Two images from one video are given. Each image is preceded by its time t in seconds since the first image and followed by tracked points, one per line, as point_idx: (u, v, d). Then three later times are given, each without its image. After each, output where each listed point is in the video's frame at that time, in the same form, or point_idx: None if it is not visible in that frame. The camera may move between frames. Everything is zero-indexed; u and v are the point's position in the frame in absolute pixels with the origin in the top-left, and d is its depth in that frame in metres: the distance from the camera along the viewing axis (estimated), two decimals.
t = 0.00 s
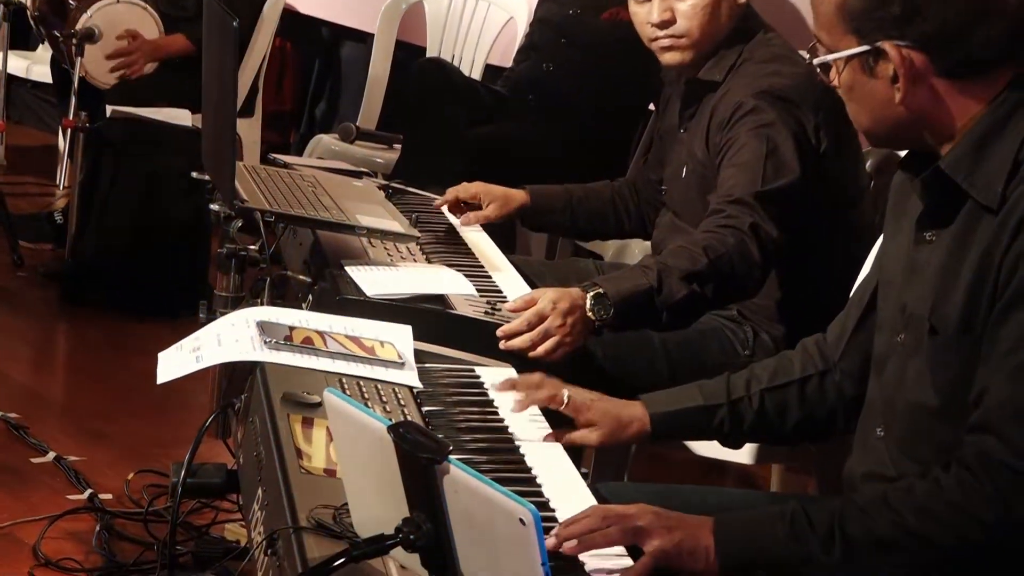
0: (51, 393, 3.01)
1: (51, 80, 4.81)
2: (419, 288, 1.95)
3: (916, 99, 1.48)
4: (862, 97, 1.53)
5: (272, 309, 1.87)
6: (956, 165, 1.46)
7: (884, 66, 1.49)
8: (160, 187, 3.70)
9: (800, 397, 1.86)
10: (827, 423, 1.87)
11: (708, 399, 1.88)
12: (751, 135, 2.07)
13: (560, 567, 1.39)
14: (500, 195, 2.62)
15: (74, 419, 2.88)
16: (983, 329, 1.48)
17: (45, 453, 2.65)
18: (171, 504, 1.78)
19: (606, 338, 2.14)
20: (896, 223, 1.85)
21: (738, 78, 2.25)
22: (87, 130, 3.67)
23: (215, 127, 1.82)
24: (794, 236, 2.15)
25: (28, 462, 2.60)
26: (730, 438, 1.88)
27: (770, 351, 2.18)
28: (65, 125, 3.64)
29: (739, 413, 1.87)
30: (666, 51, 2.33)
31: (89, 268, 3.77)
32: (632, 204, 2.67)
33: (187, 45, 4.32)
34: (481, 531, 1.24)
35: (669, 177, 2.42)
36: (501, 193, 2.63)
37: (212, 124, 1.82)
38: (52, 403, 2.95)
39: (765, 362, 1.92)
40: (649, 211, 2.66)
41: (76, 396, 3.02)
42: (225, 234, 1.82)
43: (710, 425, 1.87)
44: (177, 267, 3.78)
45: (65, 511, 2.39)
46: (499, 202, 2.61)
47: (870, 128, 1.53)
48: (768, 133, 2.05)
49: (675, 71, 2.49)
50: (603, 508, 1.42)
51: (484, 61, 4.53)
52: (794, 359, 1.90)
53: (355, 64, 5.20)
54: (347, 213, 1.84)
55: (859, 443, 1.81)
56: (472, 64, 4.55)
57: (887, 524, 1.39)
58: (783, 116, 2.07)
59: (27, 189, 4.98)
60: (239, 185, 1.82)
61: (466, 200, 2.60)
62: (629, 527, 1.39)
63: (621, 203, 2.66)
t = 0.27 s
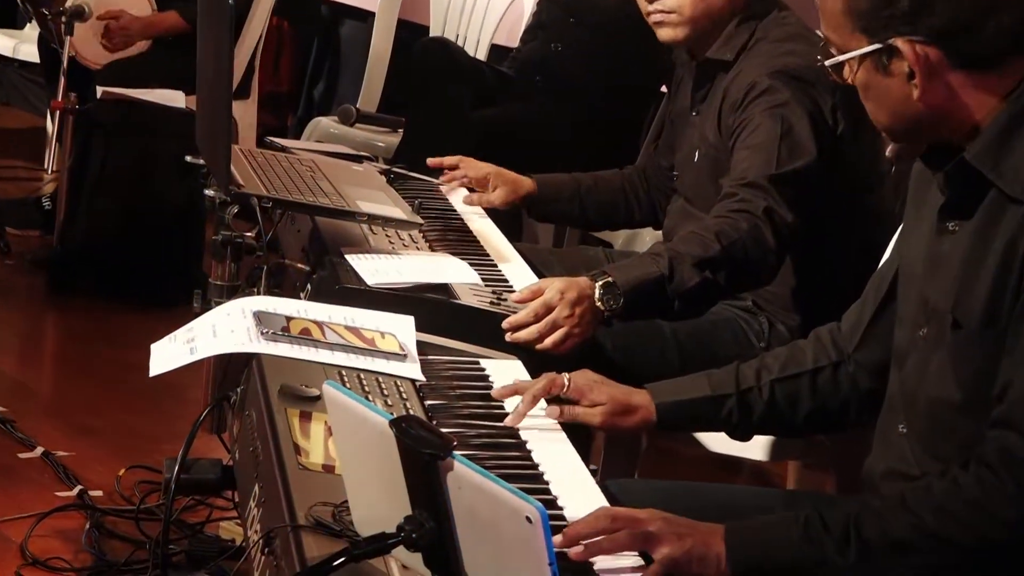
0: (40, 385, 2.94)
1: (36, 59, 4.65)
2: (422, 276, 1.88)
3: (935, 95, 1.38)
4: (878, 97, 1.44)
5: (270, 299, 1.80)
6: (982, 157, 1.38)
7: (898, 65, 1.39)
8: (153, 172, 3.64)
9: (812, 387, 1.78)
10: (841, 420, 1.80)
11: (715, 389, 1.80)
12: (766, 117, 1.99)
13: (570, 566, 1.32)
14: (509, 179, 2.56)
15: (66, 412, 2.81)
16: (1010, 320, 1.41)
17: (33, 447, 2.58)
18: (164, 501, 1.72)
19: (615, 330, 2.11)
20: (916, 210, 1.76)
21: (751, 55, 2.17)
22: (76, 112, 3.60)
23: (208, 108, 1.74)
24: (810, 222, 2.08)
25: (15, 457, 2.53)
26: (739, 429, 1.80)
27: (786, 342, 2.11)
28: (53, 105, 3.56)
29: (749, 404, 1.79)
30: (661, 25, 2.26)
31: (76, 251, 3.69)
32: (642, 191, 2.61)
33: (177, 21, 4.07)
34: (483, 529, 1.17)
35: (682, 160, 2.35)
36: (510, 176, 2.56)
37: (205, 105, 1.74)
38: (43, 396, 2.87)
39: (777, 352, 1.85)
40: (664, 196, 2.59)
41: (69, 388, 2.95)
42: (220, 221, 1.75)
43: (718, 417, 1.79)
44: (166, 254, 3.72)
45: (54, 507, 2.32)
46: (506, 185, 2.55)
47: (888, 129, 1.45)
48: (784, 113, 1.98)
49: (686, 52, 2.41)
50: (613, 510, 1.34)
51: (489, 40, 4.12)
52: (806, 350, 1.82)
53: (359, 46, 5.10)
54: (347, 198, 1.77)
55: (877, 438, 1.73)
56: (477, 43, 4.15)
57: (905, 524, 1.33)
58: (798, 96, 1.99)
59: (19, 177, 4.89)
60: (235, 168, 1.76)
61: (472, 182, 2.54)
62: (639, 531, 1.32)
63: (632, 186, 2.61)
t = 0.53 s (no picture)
0: (33, 382, 2.87)
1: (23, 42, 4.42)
2: (425, 271, 1.79)
3: (971, 68, 1.31)
4: (911, 65, 1.37)
5: (268, 294, 1.72)
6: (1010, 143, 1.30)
7: (937, 30, 1.33)
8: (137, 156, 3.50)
9: (833, 387, 1.70)
10: (864, 421, 1.72)
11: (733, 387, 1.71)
12: (785, 104, 1.91)
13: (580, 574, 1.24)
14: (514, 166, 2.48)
15: (62, 411, 2.75)
16: None
17: (20, 448, 2.51)
18: (157, 506, 1.64)
19: (629, 329, 2.05)
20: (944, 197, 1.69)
21: (770, 40, 2.08)
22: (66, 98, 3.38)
23: (203, 92, 1.67)
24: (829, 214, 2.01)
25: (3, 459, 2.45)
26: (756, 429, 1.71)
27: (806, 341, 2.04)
28: (42, 92, 3.33)
29: (767, 403, 1.71)
30: (669, 9, 2.21)
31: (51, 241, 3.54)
32: (656, 182, 2.52)
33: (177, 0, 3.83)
34: (491, 537, 1.09)
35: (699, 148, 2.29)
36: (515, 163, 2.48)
37: (200, 91, 1.67)
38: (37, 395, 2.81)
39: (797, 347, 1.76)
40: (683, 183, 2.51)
41: (68, 385, 2.89)
42: (217, 212, 1.67)
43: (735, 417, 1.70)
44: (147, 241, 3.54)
45: (41, 512, 2.26)
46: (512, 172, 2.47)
47: (918, 99, 1.38)
48: (804, 100, 1.90)
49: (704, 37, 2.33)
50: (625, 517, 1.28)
51: (496, 25, 3.99)
52: (827, 347, 1.74)
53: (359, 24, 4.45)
54: (348, 190, 1.70)
55: (902, 441, 1.65)
56: (483, 29, 4.02)
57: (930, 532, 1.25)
58: (820, 82, 1.91)
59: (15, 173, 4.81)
60: (232, 157, 1.69)
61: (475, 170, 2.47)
62: (653, 540, 1.25)
63: (643, 177, 2.52)
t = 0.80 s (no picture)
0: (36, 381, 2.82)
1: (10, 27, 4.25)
2: (426, 271, 1.72)
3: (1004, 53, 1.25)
4: (941, 48, 1.32)
5: (262, 293, 1.66)
6: None
7: (970, 11, 1.28)
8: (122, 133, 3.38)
9: (852, 393, 1.63)
10: (883, 428, 1.65)
11: (748, 395, 1.64)
12: (803, 101, 1.84)
13: None
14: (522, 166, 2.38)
15: (60, 412, 2.69)
16: None
17: (6, 455, 2.44)
18: (148, 515, 1.58)
19: (638, 332, 1.97)
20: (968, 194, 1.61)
21: (786, 35, 2.01)
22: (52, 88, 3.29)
23: (195, 85, 1.60)
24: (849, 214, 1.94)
25: None
26: (772, 438, 1.64)
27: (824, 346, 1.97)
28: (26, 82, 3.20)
29: (784, 412, 1.63)
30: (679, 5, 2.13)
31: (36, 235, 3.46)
32: (671, 177, 2.46)
33: None
34: (495, 553, 1.02)
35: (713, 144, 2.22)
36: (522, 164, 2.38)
37: (193, 84, 1.60)
38: (32, 397, 2.75)
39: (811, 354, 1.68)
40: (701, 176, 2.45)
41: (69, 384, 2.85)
42: (209, 208, 1.60)
43: (750, 426, 1.63)
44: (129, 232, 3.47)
45: (24, 520, 2.20)
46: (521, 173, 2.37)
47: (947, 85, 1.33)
48: (824, 97, 1.82)
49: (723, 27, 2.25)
50: (634, 528, 1.21)
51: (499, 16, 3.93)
52: (845, 353, 1.67)
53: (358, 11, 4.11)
54: (347, 185, 1.64)
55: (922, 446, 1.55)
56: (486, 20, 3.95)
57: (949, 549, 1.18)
58: (840, 77, 1.84)
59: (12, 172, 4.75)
60: (224, 153, 1.62)
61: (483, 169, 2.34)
62: (660, 552, 1.20)
63: (657, 170, 2.46)
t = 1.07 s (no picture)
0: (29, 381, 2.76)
1: None
2: (421, 266, 1.65)
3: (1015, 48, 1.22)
4: (948, 44, 1.28)
5: (250, 288, 1.60)
6: None
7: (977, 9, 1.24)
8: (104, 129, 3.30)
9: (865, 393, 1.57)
10: (898, 430, 1.58)
11: (758, 394, 1.57)
12: (819, 93, 1.77)
13: None
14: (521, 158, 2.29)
15: (54, 412, 2.64)
16: None
17: None
18: (132, 519, 1.51)
19: (643, 330, 1.91)
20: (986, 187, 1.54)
21: (797, 22, 1.94)
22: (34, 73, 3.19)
23: (183, 73, 1.54)
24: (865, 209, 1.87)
25: None
26: (782, 440, 1.57)
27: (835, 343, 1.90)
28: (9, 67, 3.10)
29: (794, 414, 1.56)
30: None
31: (11, 228, 3.34)
32: (673, 165, 2.42)
33: None
34: (495, 561, 0.96)
35: (722, 134, 2.15)
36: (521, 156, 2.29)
37: (180, 72, 1.54)
38: (26, 396, 2.69)
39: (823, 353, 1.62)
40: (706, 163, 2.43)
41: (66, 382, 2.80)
42: (195, 200, 1.54)
43: (759, 431, 1.56)
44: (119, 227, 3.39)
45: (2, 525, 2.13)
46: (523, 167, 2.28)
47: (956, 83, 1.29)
48: (841, 89, 1.76)
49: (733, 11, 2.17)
50: (639, 533, 1.15)
51: None
52: (858, 350, 1.60)
53: None
54: (340, 177, 1.57)
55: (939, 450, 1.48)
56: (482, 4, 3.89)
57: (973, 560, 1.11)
58: (857, 68, 1.77)
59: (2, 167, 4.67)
60: (212, 143, 1.56)
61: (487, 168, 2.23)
62: (667, 557, 1.15)
63: (658, 156, 2.41)
